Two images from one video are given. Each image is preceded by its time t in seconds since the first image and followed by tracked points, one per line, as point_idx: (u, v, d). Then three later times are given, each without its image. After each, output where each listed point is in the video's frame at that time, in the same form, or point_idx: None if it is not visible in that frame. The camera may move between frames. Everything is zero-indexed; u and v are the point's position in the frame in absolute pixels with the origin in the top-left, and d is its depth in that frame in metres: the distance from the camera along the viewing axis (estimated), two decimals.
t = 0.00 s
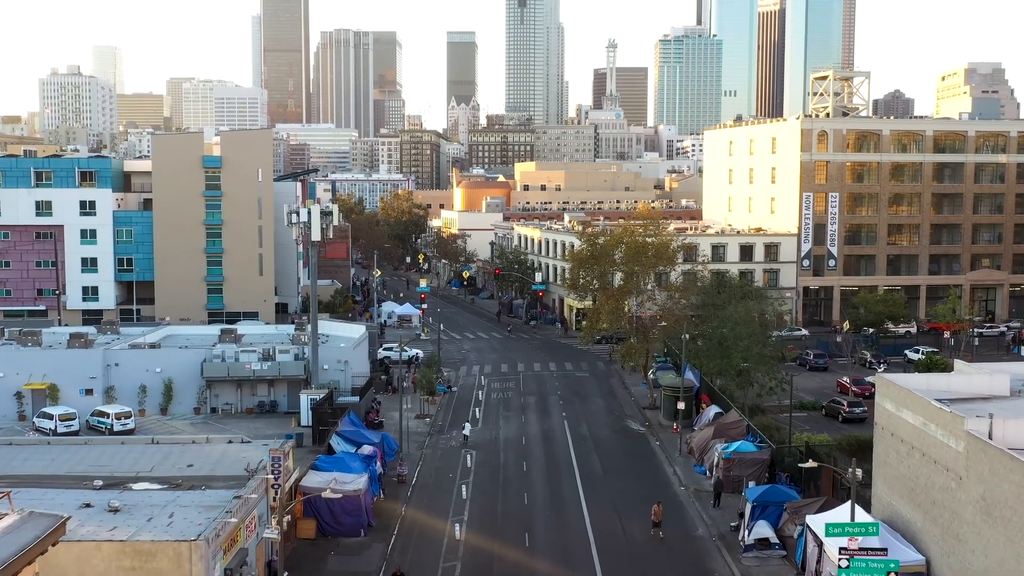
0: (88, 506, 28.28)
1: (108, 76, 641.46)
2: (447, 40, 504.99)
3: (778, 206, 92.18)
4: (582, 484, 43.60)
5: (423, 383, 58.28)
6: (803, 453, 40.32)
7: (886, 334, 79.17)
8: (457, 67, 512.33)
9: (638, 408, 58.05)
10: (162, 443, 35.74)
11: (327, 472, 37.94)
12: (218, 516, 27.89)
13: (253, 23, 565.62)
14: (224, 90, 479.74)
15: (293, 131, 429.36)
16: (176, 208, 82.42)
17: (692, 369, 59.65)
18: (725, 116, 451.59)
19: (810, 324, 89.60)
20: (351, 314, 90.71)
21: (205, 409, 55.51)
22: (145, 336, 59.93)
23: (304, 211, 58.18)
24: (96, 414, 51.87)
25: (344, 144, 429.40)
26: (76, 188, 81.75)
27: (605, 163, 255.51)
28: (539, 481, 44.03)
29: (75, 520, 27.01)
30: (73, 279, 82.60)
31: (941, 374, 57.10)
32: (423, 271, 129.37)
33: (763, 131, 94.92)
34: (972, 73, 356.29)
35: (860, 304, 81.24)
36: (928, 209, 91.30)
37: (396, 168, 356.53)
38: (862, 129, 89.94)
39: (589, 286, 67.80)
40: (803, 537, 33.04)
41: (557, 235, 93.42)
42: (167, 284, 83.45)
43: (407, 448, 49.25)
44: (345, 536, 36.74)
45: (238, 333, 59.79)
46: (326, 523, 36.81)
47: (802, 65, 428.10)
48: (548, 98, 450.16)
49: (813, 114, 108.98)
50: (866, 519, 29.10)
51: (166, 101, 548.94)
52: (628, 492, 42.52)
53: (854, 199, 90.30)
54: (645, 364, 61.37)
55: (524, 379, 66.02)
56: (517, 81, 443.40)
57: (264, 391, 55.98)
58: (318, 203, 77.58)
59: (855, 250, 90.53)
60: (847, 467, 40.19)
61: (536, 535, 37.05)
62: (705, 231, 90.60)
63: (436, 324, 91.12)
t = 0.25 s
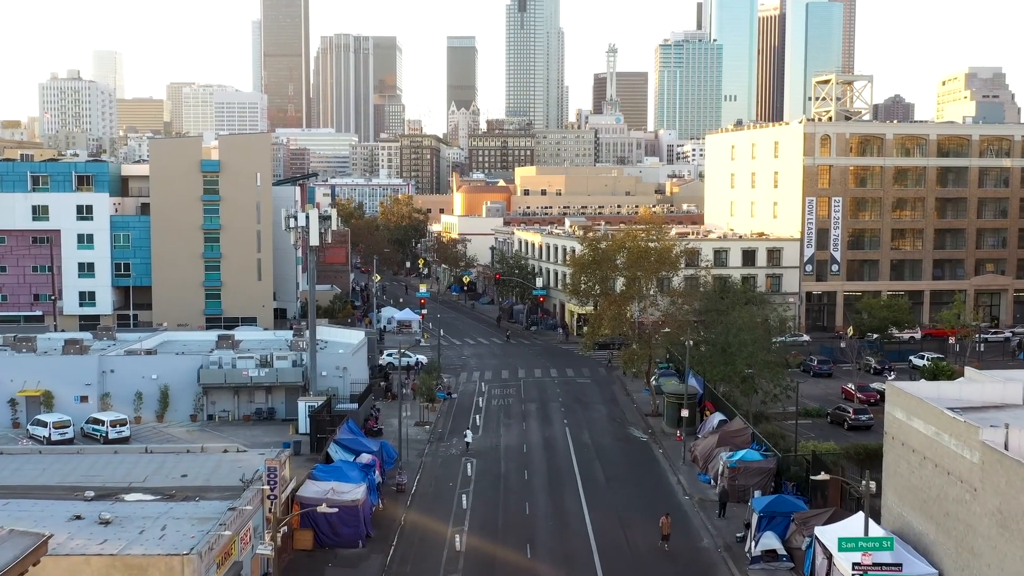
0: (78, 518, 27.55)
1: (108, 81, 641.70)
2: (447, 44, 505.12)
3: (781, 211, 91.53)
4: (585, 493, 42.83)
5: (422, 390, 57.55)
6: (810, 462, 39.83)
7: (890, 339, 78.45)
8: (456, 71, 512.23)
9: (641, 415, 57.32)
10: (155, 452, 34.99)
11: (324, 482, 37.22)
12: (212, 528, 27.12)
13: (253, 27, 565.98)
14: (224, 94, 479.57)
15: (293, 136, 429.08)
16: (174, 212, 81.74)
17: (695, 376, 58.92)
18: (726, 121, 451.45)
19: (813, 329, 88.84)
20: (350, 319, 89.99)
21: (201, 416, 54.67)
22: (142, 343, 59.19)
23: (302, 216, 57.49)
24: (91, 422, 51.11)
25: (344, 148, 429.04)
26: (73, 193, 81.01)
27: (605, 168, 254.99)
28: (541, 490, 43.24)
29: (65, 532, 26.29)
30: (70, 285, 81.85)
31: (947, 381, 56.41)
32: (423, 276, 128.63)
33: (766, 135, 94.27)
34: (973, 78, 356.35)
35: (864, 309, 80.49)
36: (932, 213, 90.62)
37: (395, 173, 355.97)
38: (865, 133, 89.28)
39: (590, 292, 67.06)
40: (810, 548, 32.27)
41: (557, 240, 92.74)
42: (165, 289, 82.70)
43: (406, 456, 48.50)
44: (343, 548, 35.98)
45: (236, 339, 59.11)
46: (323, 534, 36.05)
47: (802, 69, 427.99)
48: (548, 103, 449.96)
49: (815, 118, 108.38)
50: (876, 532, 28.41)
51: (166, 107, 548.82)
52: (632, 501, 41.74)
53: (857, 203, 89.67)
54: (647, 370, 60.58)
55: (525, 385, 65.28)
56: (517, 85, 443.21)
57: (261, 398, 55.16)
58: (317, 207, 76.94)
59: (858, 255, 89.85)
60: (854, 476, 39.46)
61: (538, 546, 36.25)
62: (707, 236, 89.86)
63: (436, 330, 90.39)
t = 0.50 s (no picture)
0: (66, 532, 26.67)
1: (108, 86, 641.75)
2: (447, 50, 505.09)
3: (784, 216, 90.77)
4: (587, 504, 41.95)
5: (422, 398, 56.68)
6: (819, 471, 38.67)
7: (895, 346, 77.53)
8: (457, 77, 512.08)
9: (644, 423, 56.44)
10: (148, 464, 34.09)
11: (321, 493, 36.29)
12: (203, 544, 26.18)
13: (253, 33, 566.08)
14: (224, 100, 479.39)
15: (293, 142, 428.76)
16: (171, 217, 80.94)
17: (698, 383, 58.00)
18: (726, 126, 451.25)
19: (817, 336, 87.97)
20: (349, 326, 89.13)
21: (197, 425, 53.82)
22: (138, 349, 58.38)
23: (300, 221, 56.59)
24: (85, 430, 50.26)
25: (344, 154, 428.64)
26: (69, 198, 80.21)
27: (606, 173, 254.34)
28: (543, 501, 42.35)
29: (51, 548, 25.41)
30: (66, 290, 81.09)
31: (955, 389, 55.52)
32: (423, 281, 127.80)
33: (769, 139, 93.52)
34: (973, 84, 356.18)
35: (868, 315, 79.58)
36: (936, 219, 89.78)
37: (396, 179, 355.34)
38: (869, 138, 88.48)
39: (592, 298, 66.17)
40: (822, 562, 31.26)
41: (559, 245, 91.88)
42: (162, 295, 81.87)
43: (406, 466, 47.62)
44: (340, 561, 35.05)
45: (232, 346, 58.33)
46: (320, 547, 35.11)
47: (802, 75, 427.87)
48: (548, 108, 449.78)
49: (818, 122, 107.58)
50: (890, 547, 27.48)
51: (166, 112, 548.86)
52: (636, 512, 40.87)
53: (861, 209, 88.87)
54: (650, 379, 59.58)
55: (526, 393, 64.39)
56: (517, 91, 442.84)
57: (258, 406, 54.28)
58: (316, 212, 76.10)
59: (861, 261, 89.03)
60: (864, 487, 38.54)
61: (540, 559, 35.32)
62: (710, 242, 89.00)
63: (436, 336, 89.53)
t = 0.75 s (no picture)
0: (55, 546, 25.88)
1: (108, 91, 641.79)
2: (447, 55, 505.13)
3: (786, 220, 90.10)
4: (590, 513, 41.19)
5: (421, 405, 55.92)
6: (825, 480, 38.00)
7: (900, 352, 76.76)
8: (457, 81, 511.89)
9: (646, 431, 55.68)
10: (142, 473, 33.32)
11: (319, 503, 35.50)
12: (196, 558, 25.39)
13: (253, 38, 566.30)
14: (224, 104, 479.12)
15: (293, 147, 428.46)
16: (169, 221, 80.24)
17: (702, 390, 57.21)
18: (726, 131, 450.95)
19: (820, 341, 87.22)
20: (348, 331, 88.40)
21: (194, 432, 53.07)
22: (134, 355, 57.63)
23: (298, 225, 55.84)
24: (79, 438, 49.47)
25: (344, 158, 428.31)
26: (67, 202, 79.55)
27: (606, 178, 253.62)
28: (545, 510, 41.58)
29: (40, 562, 24.64)
30: (63, 296, 80.36)
31: (963, 396, 54.67)
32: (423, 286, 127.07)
33: (771, 143, 92.86)
34: (974, 88, 355.92)
35: (872, 320, 78.81)
36: (940, 223, 89.07)
37: (395, 183, 354.88)
38: (873, 142, 87.79)
39: (594, 303, 65.42)
40: (832, 575, 30.44)
41: (560, 250, 91.12)
42: (159, 300, 81.14)
43: (405, 474, 46.87)
44: (339, 573, 34.27)
45: (230, 352, 57.57)
46: (317, 559, 34.32)
47: (802, 80, 427.76)
48: (548, 113, 449.52)
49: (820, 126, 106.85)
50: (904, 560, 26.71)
51: (166, 117, 548.80)
52: (640, 522, 40.10)
53: (864, 213, 88.15)
54: (653, 386, 58.77)
55: (528, 399, 63.58)
56: (517, 95, 442.51)
57: (256, 413, 53.52)
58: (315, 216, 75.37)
59: (865, 265, 88.31)
60: (873, 497, 37.74)
61: (542, 570, 34.54)
62: (713, 246, 88.30)
63: (437, 342, 88.78)
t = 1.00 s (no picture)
0: (41, 561, 24.98)
1: (108, 96, 641.69)
2: (447, 60, 505.18)
3: (790, 226, 89.34)
4: (593, 524, 40.28)
5: (421, 414, 55.02)
6: (835, 490, 37.31)
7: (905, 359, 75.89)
8: (457, 87, 511.68)
9: (650, 439, 54.78)
10: (133, 485, 32.43)
11: (316, 516, 34.56)
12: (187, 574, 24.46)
13: (254, 43, 566.54)
14: (224, 110, 478.81)
15: (293, 153, 428.03)
16: (166, 226, 79.44)
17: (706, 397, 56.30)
18: (726, 136, 450.62)
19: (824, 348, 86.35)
20: (347, 338, 87.53)
21: (190, 441, 52.19)
22: (130, 362, 56.76)
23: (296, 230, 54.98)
24: (73, 447, 48.54)
25: (344, 164, 427.88)
26: (63, 207, 78.70)
27: (607, 183, 252.91)
28: (548, 521, 40.67)
29: None
30: (59, 301, 79.47)
31: (971, 404, 53.75)
32: (423, 292, 126.21)
33: (774, 148, 92.11)
34: (975, 93, 355.64)
35: (877, 326, 77.94)
36: (945, 228, 88.23)
37: (395, 189, 354.36)
38: (877, 146, 87.00)
39: (597, 310, 64.57)
40: None
41: (561, 255, 90.26)
42: (156, 306, 80.26)
43: (404, 484, 45.97)
44: None
45: (227, 359, 56.73)
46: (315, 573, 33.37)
47: (803, 86, 427.41)
48: (549, 118, 449.16)
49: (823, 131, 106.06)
50: None
51: (167, 122, 548.58)
52: (644, 533, 39.20)
53: (868, 219, 87.38)
54: (657, 394, 57.82)
55: (529, 407, 62.67)
56: (517, 101, 442.14)
57: (253, 421, 52.63)
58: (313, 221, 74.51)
59: (869, 271, 87.48)
60: (885, 509, 36.79)
61: None
62: (715, 252, 87.46)
63: (437, 349, 87.87)
